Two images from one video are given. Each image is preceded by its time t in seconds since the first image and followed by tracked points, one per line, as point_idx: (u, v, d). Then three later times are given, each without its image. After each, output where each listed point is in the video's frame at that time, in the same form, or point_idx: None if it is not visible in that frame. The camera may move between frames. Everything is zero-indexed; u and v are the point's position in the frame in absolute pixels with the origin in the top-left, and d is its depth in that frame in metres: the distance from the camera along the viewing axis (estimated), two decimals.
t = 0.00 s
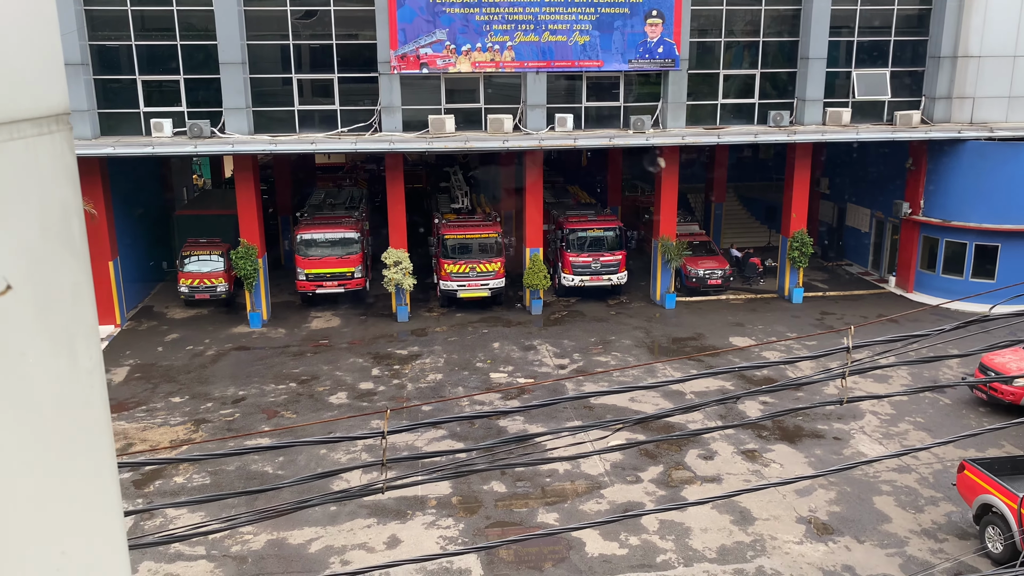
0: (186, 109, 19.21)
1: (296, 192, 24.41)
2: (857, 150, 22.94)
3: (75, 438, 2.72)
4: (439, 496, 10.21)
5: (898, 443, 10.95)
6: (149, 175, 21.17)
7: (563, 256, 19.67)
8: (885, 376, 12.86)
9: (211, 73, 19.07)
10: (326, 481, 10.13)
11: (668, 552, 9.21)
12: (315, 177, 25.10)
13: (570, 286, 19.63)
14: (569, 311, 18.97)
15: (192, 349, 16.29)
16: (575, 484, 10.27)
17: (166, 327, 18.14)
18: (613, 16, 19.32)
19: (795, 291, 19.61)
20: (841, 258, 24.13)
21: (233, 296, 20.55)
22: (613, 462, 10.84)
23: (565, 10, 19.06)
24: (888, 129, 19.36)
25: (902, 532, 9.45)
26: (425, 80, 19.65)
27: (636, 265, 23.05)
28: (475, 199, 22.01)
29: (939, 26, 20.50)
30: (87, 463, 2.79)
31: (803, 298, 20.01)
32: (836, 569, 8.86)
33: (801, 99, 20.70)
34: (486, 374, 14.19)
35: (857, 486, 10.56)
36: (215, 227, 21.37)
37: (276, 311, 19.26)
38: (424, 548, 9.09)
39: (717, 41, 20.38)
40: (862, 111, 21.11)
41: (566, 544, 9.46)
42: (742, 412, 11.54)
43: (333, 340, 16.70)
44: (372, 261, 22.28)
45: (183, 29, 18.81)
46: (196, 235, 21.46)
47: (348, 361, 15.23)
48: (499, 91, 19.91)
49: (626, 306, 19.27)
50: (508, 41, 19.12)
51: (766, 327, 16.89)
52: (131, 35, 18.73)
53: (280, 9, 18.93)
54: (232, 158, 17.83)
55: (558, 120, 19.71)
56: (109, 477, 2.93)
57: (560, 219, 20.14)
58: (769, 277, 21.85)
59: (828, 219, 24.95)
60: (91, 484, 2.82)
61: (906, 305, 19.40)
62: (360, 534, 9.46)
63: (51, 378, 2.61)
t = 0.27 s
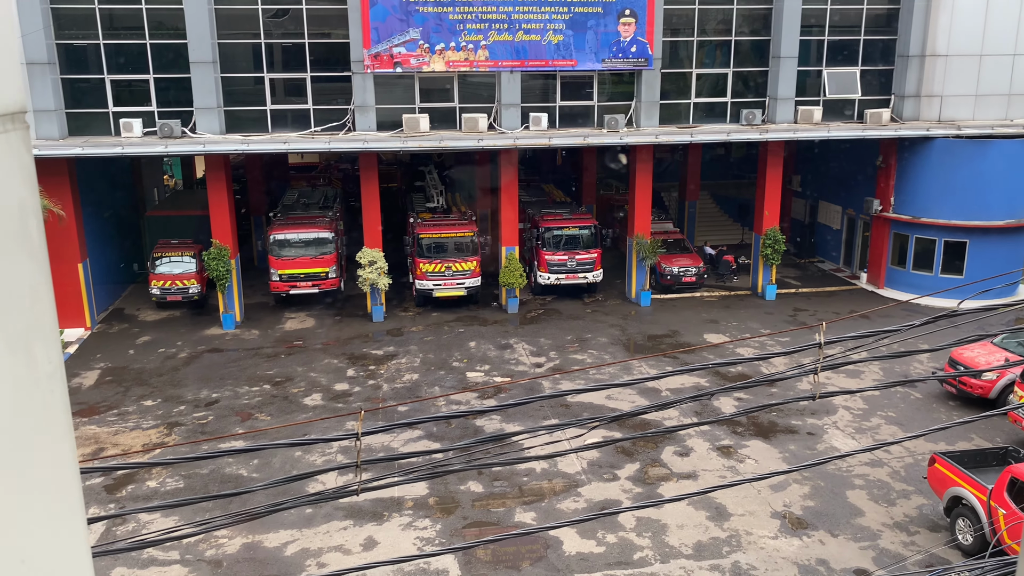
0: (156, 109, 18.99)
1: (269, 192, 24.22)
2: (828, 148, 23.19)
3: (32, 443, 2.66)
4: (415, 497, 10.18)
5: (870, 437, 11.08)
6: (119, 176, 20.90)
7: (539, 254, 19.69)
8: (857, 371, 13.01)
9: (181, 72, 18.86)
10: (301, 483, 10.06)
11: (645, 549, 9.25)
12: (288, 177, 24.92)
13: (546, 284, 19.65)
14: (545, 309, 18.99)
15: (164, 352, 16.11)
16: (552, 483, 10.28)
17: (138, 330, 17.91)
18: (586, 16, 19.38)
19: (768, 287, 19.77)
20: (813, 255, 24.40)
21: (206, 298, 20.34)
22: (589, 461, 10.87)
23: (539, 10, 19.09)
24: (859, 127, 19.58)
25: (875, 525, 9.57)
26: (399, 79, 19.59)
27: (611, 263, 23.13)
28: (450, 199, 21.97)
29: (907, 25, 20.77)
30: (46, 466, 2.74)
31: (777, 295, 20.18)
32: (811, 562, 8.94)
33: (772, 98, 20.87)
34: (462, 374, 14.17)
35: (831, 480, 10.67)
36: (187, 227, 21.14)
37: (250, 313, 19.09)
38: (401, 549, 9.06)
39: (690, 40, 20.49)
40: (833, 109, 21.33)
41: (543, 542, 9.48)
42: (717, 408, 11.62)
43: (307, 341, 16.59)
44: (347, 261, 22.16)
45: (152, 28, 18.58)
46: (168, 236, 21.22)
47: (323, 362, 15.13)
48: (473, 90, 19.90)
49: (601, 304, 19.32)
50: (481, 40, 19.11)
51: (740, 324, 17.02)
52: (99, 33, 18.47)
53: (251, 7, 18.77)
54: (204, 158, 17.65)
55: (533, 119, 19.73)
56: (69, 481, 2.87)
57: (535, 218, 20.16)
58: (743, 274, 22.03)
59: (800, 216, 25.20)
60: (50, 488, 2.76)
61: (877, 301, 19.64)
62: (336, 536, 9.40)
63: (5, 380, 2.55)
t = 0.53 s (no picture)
0: (123, 110, 18.73)
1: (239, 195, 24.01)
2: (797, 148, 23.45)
3: None
4: (390, 501, 10.13)
5: (841, 434, 11.20)
6: (85, 178, 20.58)
7: (512, 255, 19.69)
8: (828, 368, 13.16)
9: (148, 73, 18.62)
10: (274, 488, 9.97)
11: (620, 548, 9.28)
12: (259, 179, 24.69)
13: (520, 285, 19.66)
14: (519, 310, 18.99)
15: (133, 357, 15.88)
16: (527, 484, 10.28)
17: (106, 334, 17.65)
18: (557, 16, 19.41)
19: (739, 286, 19.91)
20: (783, 254, 24.65)
21: (176, 302, 20.10)
22: (564, 461, 10.88)
23: (510, 11, 19.09)
24: (828, 127, 19.79)
25: (847, 521, 9.67)
26: (370, 80, 19.49)
27: (585, 263, 23.21)
28: (423, 200, 21.91)
29: (874, 26, 21.01)
30: None
31: (748, 293, 20.35)
32: (784, 559, 9.01)
33: (742, 99, 21.03)
34: (436, 376, 14.12)
35: (803, 477, 10.77)
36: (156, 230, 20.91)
37: (221, 316, 18.89)
38: (376, 553, 9.00)
39: (660, 41, 20.59)
40: (801, 109, 21.56)
41: (519, 543, 9.47)
42: (690, 407, 11.69)
43: (279, 344, 16.45)
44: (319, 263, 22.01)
45: (118, 28, 18.32)
46: (136, 239, 20.96)
47: (295, 366, 15.00)
48: (445, 91, 19.86)
49: (575, 305, 19.36)
50: (453, 41, 19.08)
51: (713, 323, 17.14)
52: (63, 34, 18.18)
53: (219, 8, 18.58)
54: (172, 160, 17.43)
55: (506, 120, 19.72)
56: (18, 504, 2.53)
57: (508, 218, 20.16)
58: (715, 273, 22.20)
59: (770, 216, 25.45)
60: None
61: (847, 300, 19.89)
62: (311, 541, 9.32)
63: None
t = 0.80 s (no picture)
0: (85, 114, 18.44)
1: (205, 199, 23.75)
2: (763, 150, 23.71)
3: None
4: (361, 507, 10.06)
5: (809, 432, 11.33)
6: (46, 183, 20.22)
7: (483, 258, 19.68)
8: (795, 367, 13.32)
9: (111, 77, 18.36)
10: (242, 496, 9.85)
11: (592, 550, 9.29)
12: (226, 183, 24.45)
13: (491, 288, 19.67)
14: (490, 313, 18.99)
15: (98, 364, 15.62)
16: (500, 487, 10.27)
17: (70, 342, 17.35)
18: (526, 19, 19.41)
19: (708, 287, 20.09)
20: (750, 255, 24.92)
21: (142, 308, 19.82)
22: (536, 464, 10.88)
23: (478, 14, 19.07)
24: (793, 129, 20.05)
25: (816, 519, 9.77)
26: (337, 83, 19.38)
27: (555, 266, 23.30)
28: (393, 203, 21.85)
29: (837, 30, 21.34)
30: None
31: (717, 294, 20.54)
32: (755, 557, 9.08)
33: (709, 101, 21.23)
34: (407, 380, 14.07)
35: (772, 475, 10.88)
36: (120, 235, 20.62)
37: (188, 322, 18.66)
38: (347, 559, 8.93)
39: (627, 44, 20.73)
40: (767, 112, 21.78)
41: (491, 547, 9.45)
42: (661, 408, 11.75)
43: (247, 350, 16.27)
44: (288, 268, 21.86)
45: (80, 31, 18.05)
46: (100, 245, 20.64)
47: (264, 372, 14.85)
48: (413, 94, 19.82)
49: (546, 307, 19.41)
50: (421, 44, 19.02)
51: (683, 323, 17.27)
52: (23, 37, 17.87)
53: (183, 10, 18.37)
54: (136, 164, 17.19)
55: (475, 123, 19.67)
56: None
57: (478, 221, 20.16)
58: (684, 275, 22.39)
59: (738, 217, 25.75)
60: None
61: (814, 299, 20.16)
62: (280, 549, 9.22)
63: None
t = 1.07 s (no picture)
0: (44, 119, 18.10)
1: (169, 204, 23.45)
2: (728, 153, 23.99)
3: None
4: (331, 513, 9.98)
5: (776, 431, 11.46)
6: (4, 189, 19.82)
7: (452, 261, 19.66)
8: (762, 367, 13.47)
9: (71, 80, 18.05)
10: (208, 505, 9.73)
11: (563, 552, 9.31)
12: (189, 188, 24.15)
13: (460, 291, 19.64)
14: (460, 317, 18.96)
15: (60, 373, 15.33)
16: (470, 491, 10.25)
17: (30, 351, 17.01)
18: (493, 23, 19.44)
19: (676, 288, 20.25)
20: (716, 257, 25.19)
21: (104, 315, 19.50)
22: (506, 467, 10.88)
23: (444, 17, 19.08)
24: (757, 132, 20.29)
25: (784, 517, 9.88)
26: (303, 86, 19.25)
27: (524, 269, 23.34)
28: (360, 207, 21.75)
29: (799, 34, 21.62)
30: None
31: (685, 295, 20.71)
32: (724, 555, 9.16)
33: (675, 105, 21.41)
34: (376, 385, 13.99)
35: (740, 474, 11.00)
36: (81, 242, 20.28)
37: (152, 329, 18.40)
38: (316, 566, 8.86)
39: (593, 48, 20.83)
40: (732, 115, 21.97)
41: (462, 551, 9.43)
42: (630, 408, 11.81)
43: (213, 357, 16.07)
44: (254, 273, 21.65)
45: (38, 34, 17.72)
46: (61, 251, 20.28)
47: (230, 379, 14.68)
48: (380, 97, 19.76)
49: (516, 310, 19.43)
50: (387, 47, 18.97)
51: (651, 325, 17.39)
52: None
53: (145, 13, 18.11)
54: (97, 169, 16.91)
55: (442, 126, 19.66)
56: None
57: (447, 225, 20.14)
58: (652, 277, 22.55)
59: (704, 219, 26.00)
60: None
61: (779, 300, 20.42)
62: (248, 557, 9.11)
63: None
